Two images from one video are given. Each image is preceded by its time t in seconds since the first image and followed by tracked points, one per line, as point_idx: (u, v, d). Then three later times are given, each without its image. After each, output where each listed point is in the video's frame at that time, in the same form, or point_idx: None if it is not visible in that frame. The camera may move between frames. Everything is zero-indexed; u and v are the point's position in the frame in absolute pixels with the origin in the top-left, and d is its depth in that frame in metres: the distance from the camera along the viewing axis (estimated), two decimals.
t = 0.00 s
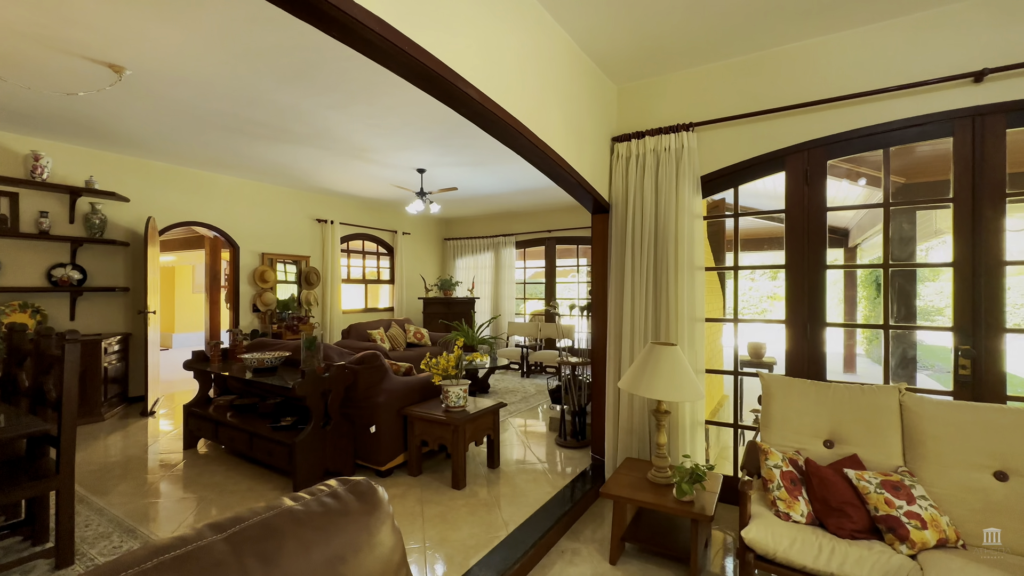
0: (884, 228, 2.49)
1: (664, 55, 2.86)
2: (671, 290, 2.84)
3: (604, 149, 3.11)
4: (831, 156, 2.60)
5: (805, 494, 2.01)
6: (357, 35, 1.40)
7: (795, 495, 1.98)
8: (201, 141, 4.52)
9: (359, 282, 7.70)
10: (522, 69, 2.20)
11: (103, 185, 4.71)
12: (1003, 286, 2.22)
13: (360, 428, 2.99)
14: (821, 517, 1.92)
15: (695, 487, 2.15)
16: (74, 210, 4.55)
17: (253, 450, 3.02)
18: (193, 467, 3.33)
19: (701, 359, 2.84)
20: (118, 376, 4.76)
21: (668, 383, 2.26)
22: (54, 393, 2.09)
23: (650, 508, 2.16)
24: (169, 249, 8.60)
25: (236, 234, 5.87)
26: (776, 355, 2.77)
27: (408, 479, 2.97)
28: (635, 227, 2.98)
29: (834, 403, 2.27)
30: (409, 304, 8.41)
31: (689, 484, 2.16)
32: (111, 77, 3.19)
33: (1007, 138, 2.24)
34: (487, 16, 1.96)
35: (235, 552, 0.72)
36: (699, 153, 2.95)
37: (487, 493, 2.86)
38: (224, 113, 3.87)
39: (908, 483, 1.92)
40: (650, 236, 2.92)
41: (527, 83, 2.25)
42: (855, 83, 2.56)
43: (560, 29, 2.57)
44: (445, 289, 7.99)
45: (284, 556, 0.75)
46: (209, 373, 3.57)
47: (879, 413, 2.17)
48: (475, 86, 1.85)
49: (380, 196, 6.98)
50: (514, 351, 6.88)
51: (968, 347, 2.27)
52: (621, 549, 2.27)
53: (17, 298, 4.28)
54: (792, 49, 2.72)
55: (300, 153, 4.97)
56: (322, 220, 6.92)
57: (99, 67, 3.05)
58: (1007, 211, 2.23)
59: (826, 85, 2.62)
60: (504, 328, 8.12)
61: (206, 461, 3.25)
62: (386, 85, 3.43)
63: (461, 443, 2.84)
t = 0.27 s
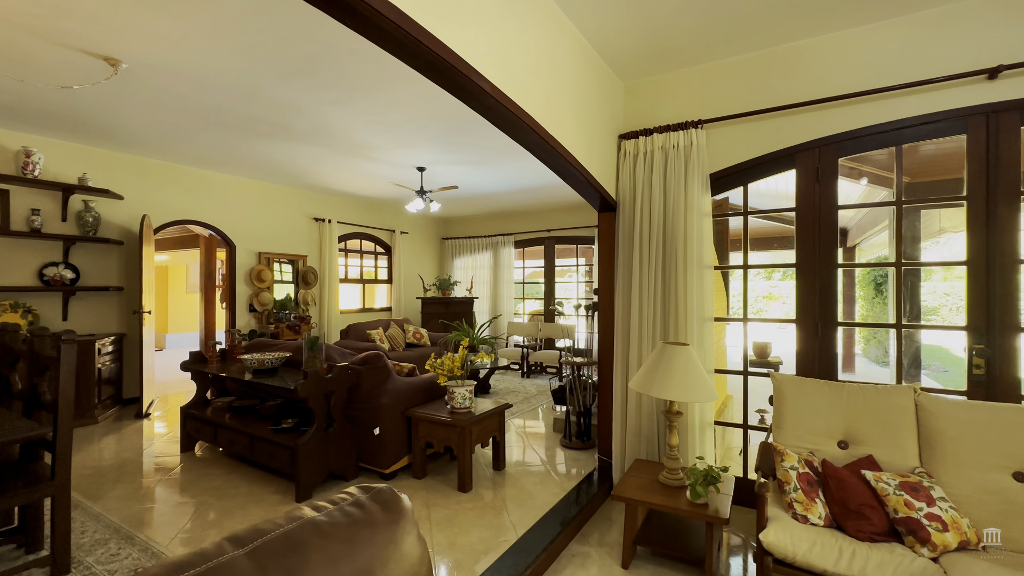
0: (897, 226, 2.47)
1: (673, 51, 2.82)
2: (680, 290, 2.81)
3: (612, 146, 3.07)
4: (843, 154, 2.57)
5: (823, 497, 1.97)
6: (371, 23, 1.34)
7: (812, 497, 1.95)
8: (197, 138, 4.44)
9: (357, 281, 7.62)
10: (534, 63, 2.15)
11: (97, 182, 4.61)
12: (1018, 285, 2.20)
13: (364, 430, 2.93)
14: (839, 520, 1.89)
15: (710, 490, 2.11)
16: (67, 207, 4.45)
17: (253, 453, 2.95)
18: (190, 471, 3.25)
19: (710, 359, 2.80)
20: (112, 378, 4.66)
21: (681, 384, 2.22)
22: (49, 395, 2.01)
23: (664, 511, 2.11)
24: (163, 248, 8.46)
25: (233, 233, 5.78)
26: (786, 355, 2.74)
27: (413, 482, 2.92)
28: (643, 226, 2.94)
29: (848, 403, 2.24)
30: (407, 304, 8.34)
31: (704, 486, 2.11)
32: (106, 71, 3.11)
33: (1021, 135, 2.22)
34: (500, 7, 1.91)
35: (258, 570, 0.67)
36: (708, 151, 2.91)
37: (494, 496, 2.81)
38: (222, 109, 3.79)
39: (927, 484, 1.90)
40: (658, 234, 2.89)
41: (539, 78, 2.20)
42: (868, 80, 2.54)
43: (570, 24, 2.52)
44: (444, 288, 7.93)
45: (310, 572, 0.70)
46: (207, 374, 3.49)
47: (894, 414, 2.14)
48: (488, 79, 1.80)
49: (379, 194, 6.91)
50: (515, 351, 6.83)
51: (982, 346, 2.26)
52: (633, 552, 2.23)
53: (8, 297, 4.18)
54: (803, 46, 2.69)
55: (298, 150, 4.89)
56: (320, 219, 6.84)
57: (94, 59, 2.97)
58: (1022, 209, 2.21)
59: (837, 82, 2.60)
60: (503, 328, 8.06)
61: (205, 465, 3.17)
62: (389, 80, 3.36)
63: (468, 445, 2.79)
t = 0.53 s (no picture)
0: (909, 227, 2.45)
1: (682, 48, 2.78)
2: (689, 290, 2.77)
3: (619, 145, 3.04)
4: (854, 153, 2.55)
5: (840, 501, 1.95)
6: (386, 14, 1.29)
7: (829, 501, 1.92)
8: (194, 136, 4.36)
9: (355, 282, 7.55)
10: (545, 60, 2.11)
11: (91, 181, 4.53)
12: None
13: (368, 434, 2.88)
14: (857, 524, 1.86)
15: (724, 494, 2.07)
16: (61, 206, 4.36)
17: (255, 458, 2.88)
18: (189, 475, 3.19)
19: (720, 360, 2.77)
20: (107, 380, 4.58)
21: (694, 386, 2.19)
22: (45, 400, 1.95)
23: (678, 516, 2.07)
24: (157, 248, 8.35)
25: (230, 233, 5.70)
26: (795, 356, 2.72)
27: (418, 486, 2.87)
28: (651, 225, 2.91)
29: (862, 406, 2.22)
30: (406, 305, 8.27)
31: (718, 490, 2.08)
32: (102, 66, 3.04)
33: None
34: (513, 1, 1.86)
35: None
36: (717, 150, 2.88)
37: (501, 500, 2.76)
38: (220, 106, 3.72)
39: (945, 488, 1.87)
40: (667, 234, 2.85)
41: (550, 74, 2.16)
42: (879, 79, 2.51)
43: (579, 20, 2.47)
44: (443, 289, 7.87)
45: None
46: (206, 376, 3.43)
47: (909, 416, 2.11)
48: (502, 75, 1.75)
49: (377, 194, 6.84)
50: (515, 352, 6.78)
51: (996, 347, 2.24)
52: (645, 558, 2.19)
53: None
54: (814, 44, 2.66)
55: (297, 148, 4.82)
56: (318, 218, 6.76)
57: (89, 54, 2.90)
58: None
59: (849, 80, 2.57)
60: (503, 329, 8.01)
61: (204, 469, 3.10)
62: (392, 78, 3.31)
63: (474, 448, 2.74)
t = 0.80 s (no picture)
0: (920, 227, 2.43)
1: (691, 46, 2.75)
2: (698, 291, 2.75)
3: (626, 144, 3.00)
4: (864, 153, 2.53)
5: (855, 504, 1.92)
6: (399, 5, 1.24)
7: (845, 505, 1.89)
8: (192, 134, 4.30)
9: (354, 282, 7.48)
10: (555, 56, 2.07)
11: (87, 180, 4.45)
12: None
13: (372, 437, 2.83)
14: (874, 529, 1.83)
15: (737, 498, 2.04)
16: (56, 206, 4.28)
17: (256, 462, 2.83)
18: (189, 479, 3.13)
19: (729, 362, 2.74)
20: (103, 382, 4.50)
21: (706, 387, 2.16)
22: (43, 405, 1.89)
23: (691, 520, 2.04)
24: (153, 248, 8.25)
25: (227, 233, 5.63)
26: (804, 357, 2.69)
27: (423, 490, 2.82)
28: (659, 226, 2.88)
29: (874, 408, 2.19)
30: (405, 305, 8.21)
31: (731, 494, 2.05)
32: (100, 62, 2.98)
33: None
34: None
35: None
36: (725, 149, 2.85)
37: (508, 504, 2.72)
38: (219, 104, 3.66)
39: (962, 491, 1.85)
40: (675, 234, 2.83)
41: (560, 72, 2.12)
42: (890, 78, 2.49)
43: (588, 17, 2.44)
44: (442, 289, 7.82)
45: None
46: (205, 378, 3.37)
47: (923, 418, 2.09)
48: (514, 72, 1.71)
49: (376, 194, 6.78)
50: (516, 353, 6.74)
51: (1009, 348, 2.23)
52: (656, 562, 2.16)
53: None
54: (823, 43, 2.64)
55: (297, 147, 4.76)
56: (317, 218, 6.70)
57: (86, 50, 2.84)
58: None
59: (859, 80, 2.55)
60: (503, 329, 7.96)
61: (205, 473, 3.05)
62: (395, 75, 3.26)
63: (480, 452, 2.70)
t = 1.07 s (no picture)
0: (931, 228, 2.43)
1: (700, 45, 2.72)
2: (707, 292, 2.73)
3: (634, 144, 2.98)
4: (875, 153, 2.52)
5: (871, 508, 1.91)
6: None
7: (862, 508, 1.88)
8: (192, 133, 4.24)
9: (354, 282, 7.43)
10: (569, 54, 2.04)
11: (84, 178, 4.39)
12: None
13: (378, 439, 2.80)
14: (892, 532, 1.82)
15: (752, 501, 2.02)
16: (53, 205, 4.22)
17: (260, 465, 2.79)
18: (190, 483, 3.08)
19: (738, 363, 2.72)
20: (101, 384, 4.44)
21: (719, 389, 2.13)
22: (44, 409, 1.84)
23: (705, 524, 2.01)
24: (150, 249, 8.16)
25: (227, 233, 5.57)
26: (813, 358, 2.68)
27: (430, 493, 2.79)
28: (667, 226, 2.86)
29: (887, 409, 2.18)
30: (405, 306, 8.17)
31: (746, 497, 2.02)
32: (100, 59, 2.93)
33: None
34: None
35: None
36: (735, 149, 2.84)
37: (516, 507, 2.69)
38: (221, 101, 3.61)
39: (980, 493, 1.83)
40: (684, 235, 2.81)
41: (573, 69, 2.09)
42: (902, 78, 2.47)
43: (599, 14, 2.41)
44: (442, 289, 7.78)
45: None
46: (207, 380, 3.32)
47: (936, 420, 2.08)
48: (530, 69, 1.68)
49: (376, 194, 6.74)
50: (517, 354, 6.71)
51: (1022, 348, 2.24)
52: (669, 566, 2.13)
53: None
54: (834, 42, 2.62)
55: (298, 146, 4.71)
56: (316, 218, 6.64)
57: (86, 46, 2.78)
58: None
59: (870, 79, 2.53)
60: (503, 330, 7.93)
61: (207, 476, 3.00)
62: (400, 74, 3.23)
63: (489, 454, 2.66)
